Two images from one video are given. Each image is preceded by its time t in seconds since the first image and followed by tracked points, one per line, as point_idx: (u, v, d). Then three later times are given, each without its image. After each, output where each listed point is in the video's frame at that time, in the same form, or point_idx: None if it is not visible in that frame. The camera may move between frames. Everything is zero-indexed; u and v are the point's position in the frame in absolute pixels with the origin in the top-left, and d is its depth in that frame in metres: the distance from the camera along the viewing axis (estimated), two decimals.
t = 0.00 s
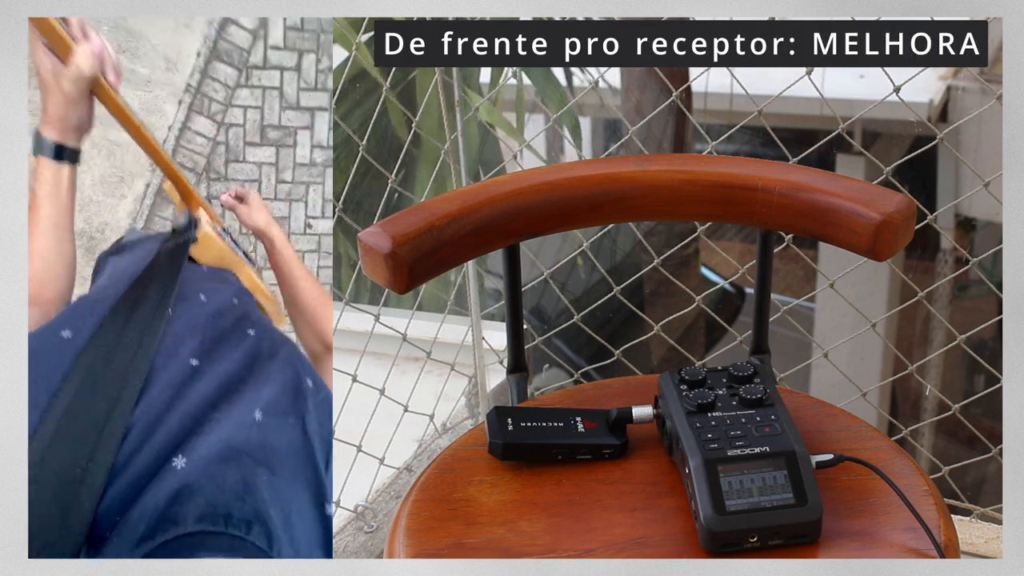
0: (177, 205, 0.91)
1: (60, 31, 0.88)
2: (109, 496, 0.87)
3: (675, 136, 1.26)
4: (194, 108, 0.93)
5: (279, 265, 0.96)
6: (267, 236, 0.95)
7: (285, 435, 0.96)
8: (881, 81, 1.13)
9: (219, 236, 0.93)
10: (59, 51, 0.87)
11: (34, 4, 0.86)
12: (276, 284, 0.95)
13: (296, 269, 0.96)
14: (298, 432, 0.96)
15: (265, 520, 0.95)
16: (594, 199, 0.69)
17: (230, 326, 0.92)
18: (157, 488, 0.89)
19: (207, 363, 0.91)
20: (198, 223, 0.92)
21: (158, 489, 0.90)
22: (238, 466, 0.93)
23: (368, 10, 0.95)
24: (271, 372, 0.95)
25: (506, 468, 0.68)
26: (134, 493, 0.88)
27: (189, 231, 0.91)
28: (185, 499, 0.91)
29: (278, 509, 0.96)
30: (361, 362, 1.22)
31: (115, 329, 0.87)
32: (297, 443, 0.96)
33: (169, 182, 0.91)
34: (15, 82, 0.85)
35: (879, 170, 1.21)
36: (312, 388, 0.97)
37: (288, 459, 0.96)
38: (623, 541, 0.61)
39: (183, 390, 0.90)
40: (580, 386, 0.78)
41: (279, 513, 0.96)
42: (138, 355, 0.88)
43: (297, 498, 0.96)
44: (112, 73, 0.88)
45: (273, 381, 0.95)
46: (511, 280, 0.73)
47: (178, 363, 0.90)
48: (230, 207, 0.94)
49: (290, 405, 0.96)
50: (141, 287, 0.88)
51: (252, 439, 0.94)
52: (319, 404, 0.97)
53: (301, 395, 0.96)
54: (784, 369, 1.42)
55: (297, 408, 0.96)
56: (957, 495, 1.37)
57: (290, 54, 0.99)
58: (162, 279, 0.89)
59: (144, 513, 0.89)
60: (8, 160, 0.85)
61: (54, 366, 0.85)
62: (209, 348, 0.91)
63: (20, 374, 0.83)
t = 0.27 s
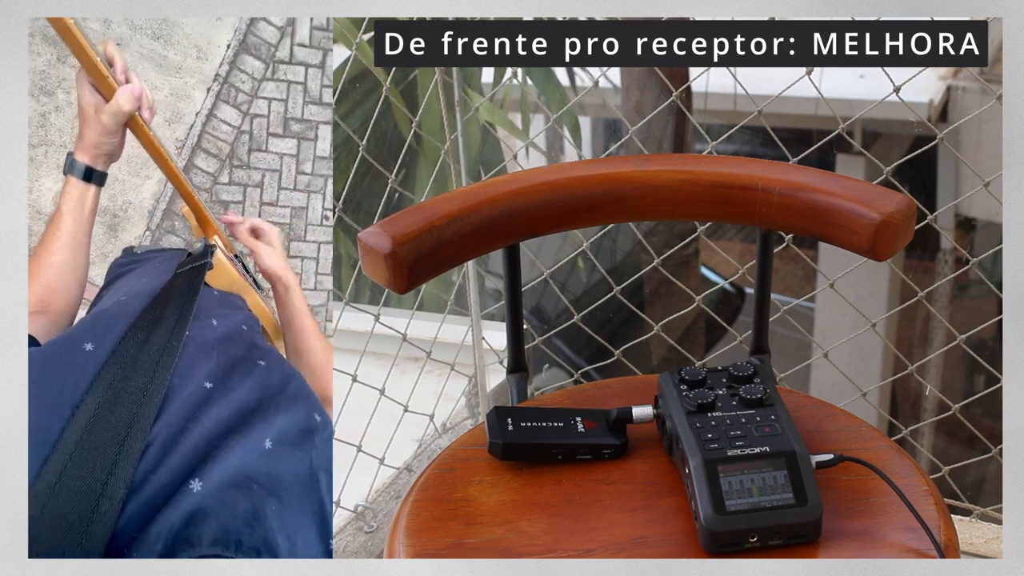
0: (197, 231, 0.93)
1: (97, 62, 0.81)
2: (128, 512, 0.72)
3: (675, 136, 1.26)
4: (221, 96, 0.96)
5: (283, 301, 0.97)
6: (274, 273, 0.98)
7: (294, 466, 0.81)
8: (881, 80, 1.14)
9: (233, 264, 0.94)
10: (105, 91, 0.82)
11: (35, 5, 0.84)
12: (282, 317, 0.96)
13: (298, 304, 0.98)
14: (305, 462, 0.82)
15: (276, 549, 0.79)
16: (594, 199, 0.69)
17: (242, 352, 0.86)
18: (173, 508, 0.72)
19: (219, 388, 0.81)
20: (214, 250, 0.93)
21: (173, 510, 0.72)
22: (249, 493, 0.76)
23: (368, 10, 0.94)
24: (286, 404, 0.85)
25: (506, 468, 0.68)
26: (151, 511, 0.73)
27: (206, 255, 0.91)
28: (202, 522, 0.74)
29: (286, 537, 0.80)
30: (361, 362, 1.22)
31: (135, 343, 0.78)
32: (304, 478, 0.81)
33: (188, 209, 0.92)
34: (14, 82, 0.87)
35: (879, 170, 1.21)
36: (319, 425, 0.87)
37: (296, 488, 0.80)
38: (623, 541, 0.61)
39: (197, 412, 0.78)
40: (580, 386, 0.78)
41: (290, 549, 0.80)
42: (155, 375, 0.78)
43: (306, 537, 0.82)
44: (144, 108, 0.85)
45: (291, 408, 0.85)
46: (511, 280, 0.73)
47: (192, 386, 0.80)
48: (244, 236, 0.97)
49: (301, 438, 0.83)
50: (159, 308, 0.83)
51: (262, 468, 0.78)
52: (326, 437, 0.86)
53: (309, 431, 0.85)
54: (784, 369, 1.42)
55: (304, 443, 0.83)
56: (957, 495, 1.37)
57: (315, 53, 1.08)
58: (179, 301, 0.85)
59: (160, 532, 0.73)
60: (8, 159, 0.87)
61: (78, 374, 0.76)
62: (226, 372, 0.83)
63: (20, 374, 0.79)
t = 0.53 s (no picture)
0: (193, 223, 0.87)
1: (105, 46, 0.84)
2: (113, 489, 0.71)
3: (675, 136, 1.25)
4: (246, 82, 0.95)
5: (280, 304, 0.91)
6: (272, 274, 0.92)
7: (280, 458, 0.81)
8: (881, 81, 1.13)
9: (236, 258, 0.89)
10: (109, 75, 0.83)
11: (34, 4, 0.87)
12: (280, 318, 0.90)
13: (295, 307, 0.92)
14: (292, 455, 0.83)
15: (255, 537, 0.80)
16: (594, 199, 0.69)
17: (233, 345, 0.82)
18: (156, 486, 0.73)
19: (211, 375, 0.79)
20: (214, 241, 0.88)
21: (157, 488, 0.73)
22: (235, 481, 0.76)
23: (368, 10, 0.94)
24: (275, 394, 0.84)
25: (506, 468, 0.68)
26: (134, 490, 0.72)
27: (204, 246, 0.86)
28: (183, 503, 0.73)
29: (267, 530, 0.81)
30: (361, 362, 1.22)
31: (129, 329, 0.77)
32: (289, 471, 0.82)
33: (181, 200, 0.86)
34: (14, 82, 0.88)
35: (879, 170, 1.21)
36: (306, 418, 0.87)
37: (280, 480, 0.81)
38: (623, 541, 0.61)
39: (187, 399, 0.77)
40: (580, 386, 0.78)
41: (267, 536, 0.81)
42: (148, 357, 0.77)
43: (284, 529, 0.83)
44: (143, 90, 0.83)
45: (278, 400, 0.84)
46: (511, 280, 0.73)
47: (181, 373, 0.78)
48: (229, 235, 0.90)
49: (286, 430, 0.83)
50: (154, 295, 0.80)
51: (248, 457, 0.78)
52: (313, 434, 0.87)
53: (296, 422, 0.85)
54: (784, 369, 1.42)
55: (291, 435, 0.84)
56: (957, 495, 1.37)
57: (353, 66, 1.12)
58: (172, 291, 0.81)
59: (142, 509, 0.73)
60: (8, 160, 0.87)
61: (72, 358, 0.79)
62: (215, 363, 0.80)
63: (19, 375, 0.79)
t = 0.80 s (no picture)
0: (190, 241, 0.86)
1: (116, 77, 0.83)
2: (113, 509, 0.77)
3: (675, 136, 1.25)
4: (296, 80, 0.96)
5: (269, 325, 0.90)
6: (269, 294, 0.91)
7: (275, 478, 0.86)
8: (881, 81, 1.13)
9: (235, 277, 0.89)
10: (118, 104, 0.83)
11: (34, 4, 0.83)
12: (268, 337, 0.90)
13: (283, 328, 0.91)
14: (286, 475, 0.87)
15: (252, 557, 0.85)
16: (594, 198, 0.69)
17: (230, 364, 0.85)
18: (155, 506, 0.78)
19: (206, 396, 0.83)
20: (214, 261, 0.87)
21: (156, 509, 0.78)
22: (231, 502, 0.82)
23: (368, 10, 0.94)
24: (268, 416, 0.87)
25: (506, 468, 0.68)
26: (135, 510, 0.78)
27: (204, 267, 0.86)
28: (180, 522, 0.79)
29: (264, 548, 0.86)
30: (361, 362, 1.22)
31: (130, 348, 0.81)
32: (283, 491, 0.86)
33: (180, 220, 0.86)
34: (14, 82, 0.85)
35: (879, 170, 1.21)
36: (300, 440, 0.90)
37: (275, 500, 0.85)
38: (623, 541, 0.61)
39: (183, 419, 0.81)
40: (580, 386, 0.78)
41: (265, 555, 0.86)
42: (150, 376, 0.81)
43: (281, 547, 0.87)
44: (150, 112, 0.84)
45: (271, 422, 0.87)
46: (511, 280, 0.73)
47: (178, 392, 0.82)
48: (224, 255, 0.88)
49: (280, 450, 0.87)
50: (156, 312, 0.82)
51: (244, 478, 0.83)
52: (307, 454, 0.90)
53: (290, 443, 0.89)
54: (784, 369, 1.42)
55: (286, 456, 0.88)
56: (957, 495, 1.37)
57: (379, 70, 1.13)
58: (175, 307, 0.84)
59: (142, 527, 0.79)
60: (8, 160, 0.84)
61: (73, 372, 0.80)
62: (211, 381, 0.84)
63: (20, 375, 0.80)
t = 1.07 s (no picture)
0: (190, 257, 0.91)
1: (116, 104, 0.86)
2: (126, 498, 0.78)
3: (675, 136, 1.24)
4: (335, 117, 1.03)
5: (275, 332, 0.96)
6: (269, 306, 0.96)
7: (277, 475, 0.89)
8: (881, 80, 1.14)
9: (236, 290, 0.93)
10: (116, 124, 0.87)
11: (34, 3, 0.84)
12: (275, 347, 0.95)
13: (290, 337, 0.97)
14: (290, 474, 0.90)
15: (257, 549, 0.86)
16: (595, 199, 0.69)
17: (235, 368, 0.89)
18: (164, 496, 0.80)
19: (212, 399, 0.86)
20: (217, 273, 0.92)
21: (165, 499, 0.80)
22: (236, 497, 0.84)
23: (368, 10, 0.95)
24: (271, 418, 0.90)
25: (506, 468, 0.68)
26: (146, 499, 0.79)
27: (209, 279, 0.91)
28: (190, 511, 0.81)
29: (269, 543, 0.88)
30: (361, 362, 1.22)
31: (142, 350, 0.84)
32: (287, 488, 0.89)
33: (183, 239, 0.91)
34: (14, 82, 0.85)
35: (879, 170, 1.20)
36: (302, 440, 0.93)
37: (278, 498, 0.88)
38: (623, 541, 0.61)
39: (192, 418, 0.84)
40: (580, 386, 0.78)
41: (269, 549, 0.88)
42: (159, 377, 0.84)
43: (285, 542, 0.90)
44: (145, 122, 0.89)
45: (275, 422, 0.91)
46: (511, 280, 0.73)
47: (185, 394, 0.85)
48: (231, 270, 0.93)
49: (283, 450, 0.90)
50: (164, 321, 0.87)
51: (249, 475, 0.86)
52: (309, 455, 0.93)
53: (294, 446, 0.92)
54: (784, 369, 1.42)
55: (290, 457, 0.91)
56: (957, 495, 1.37)
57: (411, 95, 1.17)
58: (182, 316, 0.88)
59: (153, 516, 0.80)
60: (8, 159, 0.84)
61: (87, 376, 0.82)
62: (216, 385, 0.87)
63: (20, 374, 0.82)
